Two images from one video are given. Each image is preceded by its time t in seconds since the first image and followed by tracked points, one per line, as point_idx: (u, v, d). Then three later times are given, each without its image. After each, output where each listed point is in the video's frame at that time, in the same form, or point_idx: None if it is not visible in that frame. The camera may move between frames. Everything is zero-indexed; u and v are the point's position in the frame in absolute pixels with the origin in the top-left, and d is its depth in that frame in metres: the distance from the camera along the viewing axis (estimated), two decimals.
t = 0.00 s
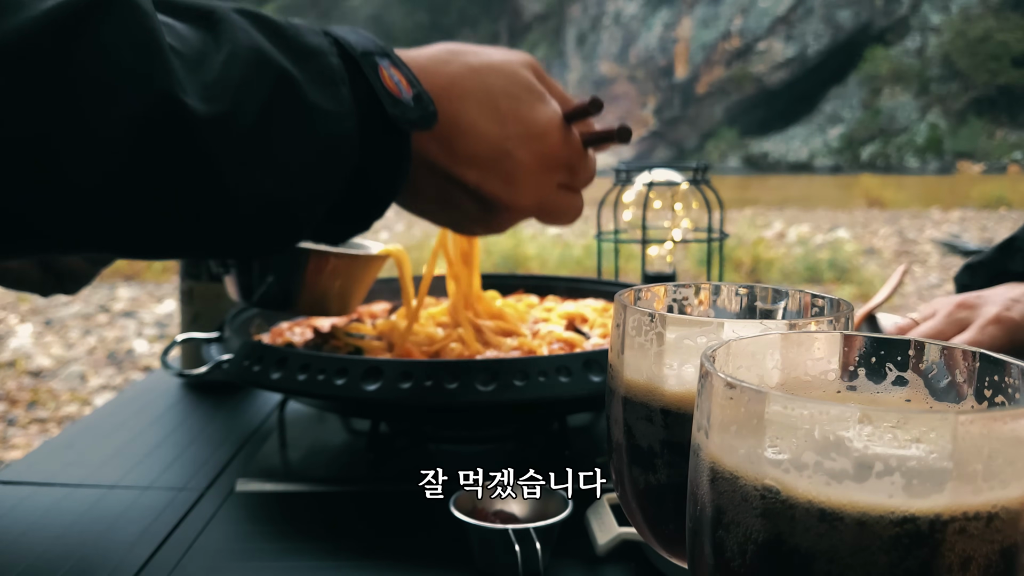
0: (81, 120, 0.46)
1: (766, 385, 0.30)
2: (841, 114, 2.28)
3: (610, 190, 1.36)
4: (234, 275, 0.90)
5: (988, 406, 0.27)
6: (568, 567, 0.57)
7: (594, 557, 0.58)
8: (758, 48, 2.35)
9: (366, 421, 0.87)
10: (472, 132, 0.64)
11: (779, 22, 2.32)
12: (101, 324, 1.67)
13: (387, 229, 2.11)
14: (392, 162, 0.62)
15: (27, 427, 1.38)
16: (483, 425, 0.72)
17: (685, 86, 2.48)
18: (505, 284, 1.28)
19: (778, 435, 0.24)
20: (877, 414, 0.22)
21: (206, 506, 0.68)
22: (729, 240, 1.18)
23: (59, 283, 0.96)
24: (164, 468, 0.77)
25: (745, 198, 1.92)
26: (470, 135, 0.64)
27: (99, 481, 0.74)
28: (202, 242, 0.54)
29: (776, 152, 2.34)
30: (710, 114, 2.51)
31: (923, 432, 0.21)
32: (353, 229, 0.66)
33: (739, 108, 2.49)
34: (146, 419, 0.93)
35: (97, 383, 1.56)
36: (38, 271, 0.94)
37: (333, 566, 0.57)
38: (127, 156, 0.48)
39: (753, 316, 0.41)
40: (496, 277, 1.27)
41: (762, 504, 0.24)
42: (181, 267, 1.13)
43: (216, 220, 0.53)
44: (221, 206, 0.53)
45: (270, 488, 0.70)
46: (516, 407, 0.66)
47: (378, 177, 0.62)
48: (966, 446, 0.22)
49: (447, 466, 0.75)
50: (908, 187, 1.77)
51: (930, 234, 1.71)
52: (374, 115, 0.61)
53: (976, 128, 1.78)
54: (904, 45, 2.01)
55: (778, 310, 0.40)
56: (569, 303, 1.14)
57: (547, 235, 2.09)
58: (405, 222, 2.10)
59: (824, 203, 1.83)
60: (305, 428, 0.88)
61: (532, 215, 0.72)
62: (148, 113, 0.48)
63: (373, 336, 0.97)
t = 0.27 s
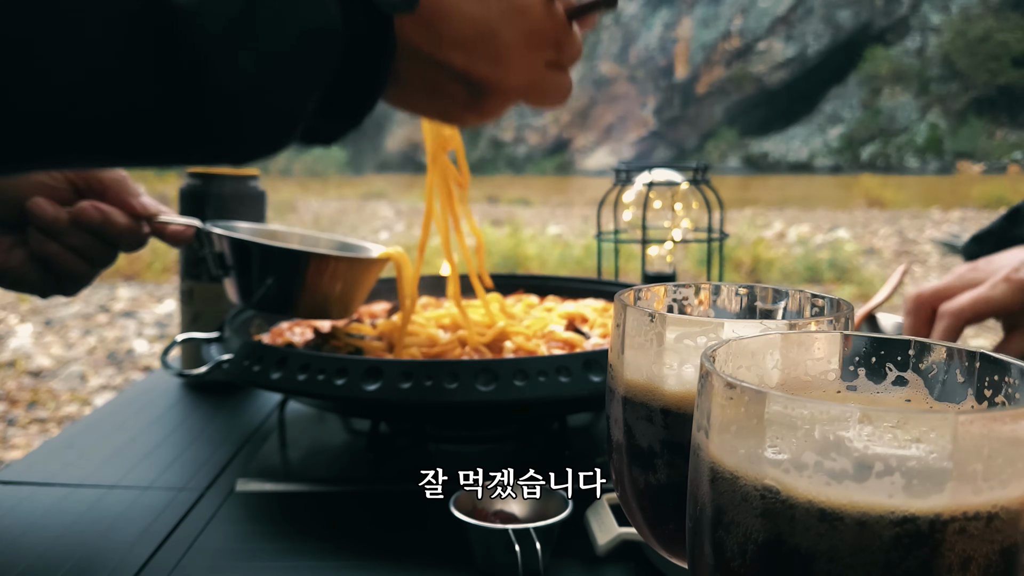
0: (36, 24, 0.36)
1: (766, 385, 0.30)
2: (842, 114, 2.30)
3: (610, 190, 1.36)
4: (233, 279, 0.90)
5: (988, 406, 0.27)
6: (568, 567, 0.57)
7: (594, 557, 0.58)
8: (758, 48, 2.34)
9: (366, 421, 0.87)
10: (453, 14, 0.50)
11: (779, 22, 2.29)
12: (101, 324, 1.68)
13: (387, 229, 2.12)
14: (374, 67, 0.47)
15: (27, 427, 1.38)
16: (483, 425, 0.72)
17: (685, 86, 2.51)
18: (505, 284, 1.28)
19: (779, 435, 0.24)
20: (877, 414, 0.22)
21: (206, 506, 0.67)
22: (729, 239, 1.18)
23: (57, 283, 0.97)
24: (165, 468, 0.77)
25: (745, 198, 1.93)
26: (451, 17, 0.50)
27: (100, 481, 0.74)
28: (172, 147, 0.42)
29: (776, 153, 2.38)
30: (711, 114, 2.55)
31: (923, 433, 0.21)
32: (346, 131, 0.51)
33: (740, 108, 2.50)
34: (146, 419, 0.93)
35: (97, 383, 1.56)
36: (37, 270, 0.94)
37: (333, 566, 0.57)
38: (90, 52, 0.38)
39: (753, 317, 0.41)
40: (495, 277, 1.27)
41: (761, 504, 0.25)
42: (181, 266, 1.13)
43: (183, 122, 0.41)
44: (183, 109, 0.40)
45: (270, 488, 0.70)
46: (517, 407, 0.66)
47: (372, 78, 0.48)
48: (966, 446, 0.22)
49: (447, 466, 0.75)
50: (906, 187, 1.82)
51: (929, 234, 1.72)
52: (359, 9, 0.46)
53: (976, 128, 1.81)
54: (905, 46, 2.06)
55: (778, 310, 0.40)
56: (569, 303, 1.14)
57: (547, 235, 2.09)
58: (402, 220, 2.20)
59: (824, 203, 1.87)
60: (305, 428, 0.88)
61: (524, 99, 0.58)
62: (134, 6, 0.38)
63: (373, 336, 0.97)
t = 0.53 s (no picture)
0: None
1: (766, 385, 0.30)
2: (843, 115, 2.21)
3: (610, 190, 1.36)
4: (236, 281, 0.90)
5: (988, 406, 0.27)
6: (568, 567, 0.57)
7: (594, 557, 0.58)
8: (758, 47, 2.22)
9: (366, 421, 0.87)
10: None
11: (779, 21, 2.15)
12: (101, 324, 1.68)
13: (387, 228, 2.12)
14: None
15: (27, 427, 1.38)
16: (483, 425, 0.72)
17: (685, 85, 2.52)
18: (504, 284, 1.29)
19: (778, 435, 0.24)
20: (876, 414, 0.22)
21: (206, 506, 0.67)
22: (729, 239, 1.18)
23: (59, 285, 0.97)
24: (165, 468, 0.77)
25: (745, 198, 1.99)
26: None
27: (100, 481, 0.74)
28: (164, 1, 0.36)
29: (776, 153, 2.35)
30: (711, 114, 2.57)
31: (923, 433, 0.21)
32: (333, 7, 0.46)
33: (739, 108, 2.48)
34: (147, 419, 0.93)
35: (97, 383, 1.56)
36: (40, 272, 0.95)
37: (333, 566, 0.57)
38: None
39: (753, 317, 0.41)
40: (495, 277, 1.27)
41: (761, 504, 0.25)
42: (181, 266, 1.13)
43: None
44: None
45: (270, 488, 0.70)
46: (517, 407, 0.66)
47: None
48: (966, 446, 0.22)
49: (447, 466, 0.75)
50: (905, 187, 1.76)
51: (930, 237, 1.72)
52: None
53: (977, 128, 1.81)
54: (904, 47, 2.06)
55: (778, 310, 0.40)
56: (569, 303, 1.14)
57: (547, 235, 2.10)
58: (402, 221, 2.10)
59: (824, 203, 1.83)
60: (305, 428, 0.88)
61: None
62: None
63: (372, 336, 0.97)
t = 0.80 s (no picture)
0: None
1: (766, 385, 0.30)
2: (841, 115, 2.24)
3: (610, 190, 1.36)
4: (237, 278, 0.90)
5: (988, 406, 0.27)
6: (569, 567, 0.57)
7: (594, 557, 0.58)
8: (758, 47, 2.26)
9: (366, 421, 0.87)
10: None
11: (779, 22, 2.20)
12: (101, 324, 1.68)
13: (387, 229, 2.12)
14: None
15: (27, 427, 1.38)
16: (483, 425, 0.72)
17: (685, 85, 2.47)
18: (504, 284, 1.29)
19: (778, 435, 0.24)
20: (876, 414, 0.22)
21: (206, 506, 0.68)
22: (729, 240, 1.18)
23: (61, 285, 0.97)
24: (165, 469, 0.77)
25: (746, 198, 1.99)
26: None
27: (100, 481, 0.74)
28: None
29: (776, 153, 2.34)
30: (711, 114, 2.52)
31: (924, 432, 0.21)
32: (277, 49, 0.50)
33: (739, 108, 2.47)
34: (147, 419, 0.93)
35: (96, 383, 1.56)
36: (43, 272, 0.95)
37: (333, 566, 0.57)
38: None
39: (753, 316, 0.41)
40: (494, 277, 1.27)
41: (761, 504, 0.25)
42: (181, 266, 1.13)
43: None
44: None
45: (270, 488, 0.70)
46: (517, 407, 0.66)
47: None
48: (966, 446, 0.22)
49: (447, 466, 0.75)
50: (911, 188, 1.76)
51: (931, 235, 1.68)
52: None
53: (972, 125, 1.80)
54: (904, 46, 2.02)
55: (778, 310, 0.40)
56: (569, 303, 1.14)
57: (547, 235, 2.10)
58: (403, 221, 2.19)
59: (823, 202, 1.87)
60: (305, 428, 0.88)
61: None
62: None
63: (372, 336, 0.97)
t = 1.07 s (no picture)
0: None
1: (766, 385, 0.30)
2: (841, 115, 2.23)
3: (610, 190, 1.36)
4: (235, 273, 0.90)
5: (988, 406, 0.27)
6: (569, 566, 0.57)
7: (594, 557, 0.58)
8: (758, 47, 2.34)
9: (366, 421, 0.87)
10: None
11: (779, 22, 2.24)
12: (101, 324, 1.68)
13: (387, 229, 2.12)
14: None
15: (27, 427, 1.38)
16: (483, 425, 0.72)
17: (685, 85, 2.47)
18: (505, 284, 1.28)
19: (778, 435, 0.24)
20: (877, 414, 0.22)
21: (206, 506, 0.68)
22: (729, 239, 1.18)
23: (59, 285, 0.97)
24: (165, 469, 0.77)
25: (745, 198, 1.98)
26: None
27: (100, 481, 0.74)
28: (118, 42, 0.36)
29: (776, 152, 2.37)
30: (710, 114, 2.53)
31: (923, 432, 0.21)
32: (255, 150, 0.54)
33: (739, 108, 2.50)
34: (146, 419, 0.93)
35: (96, 383, 1.56)
36: (39, 272, 0.95)
37: (333, 566, 0.57)
38: None
39: (753, 316, 0.41)
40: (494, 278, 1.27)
41: (761, 504, 0.25)
42: (181, 266, 1.13)
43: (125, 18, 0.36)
44: None
45: (270, 488, 0.70)
46: (517, 407, 0.66)
47: None
48: (966, 446, 0.22)
49: (447, 466, 0.75)
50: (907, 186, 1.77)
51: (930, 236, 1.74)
52: None
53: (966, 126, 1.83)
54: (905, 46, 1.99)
55: (778, 310, 0.40)
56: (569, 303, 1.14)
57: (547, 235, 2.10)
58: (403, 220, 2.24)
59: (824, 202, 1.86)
60: (305, 428, 0.88)
61: None
62: None
63: (373, 337, 0.97)
